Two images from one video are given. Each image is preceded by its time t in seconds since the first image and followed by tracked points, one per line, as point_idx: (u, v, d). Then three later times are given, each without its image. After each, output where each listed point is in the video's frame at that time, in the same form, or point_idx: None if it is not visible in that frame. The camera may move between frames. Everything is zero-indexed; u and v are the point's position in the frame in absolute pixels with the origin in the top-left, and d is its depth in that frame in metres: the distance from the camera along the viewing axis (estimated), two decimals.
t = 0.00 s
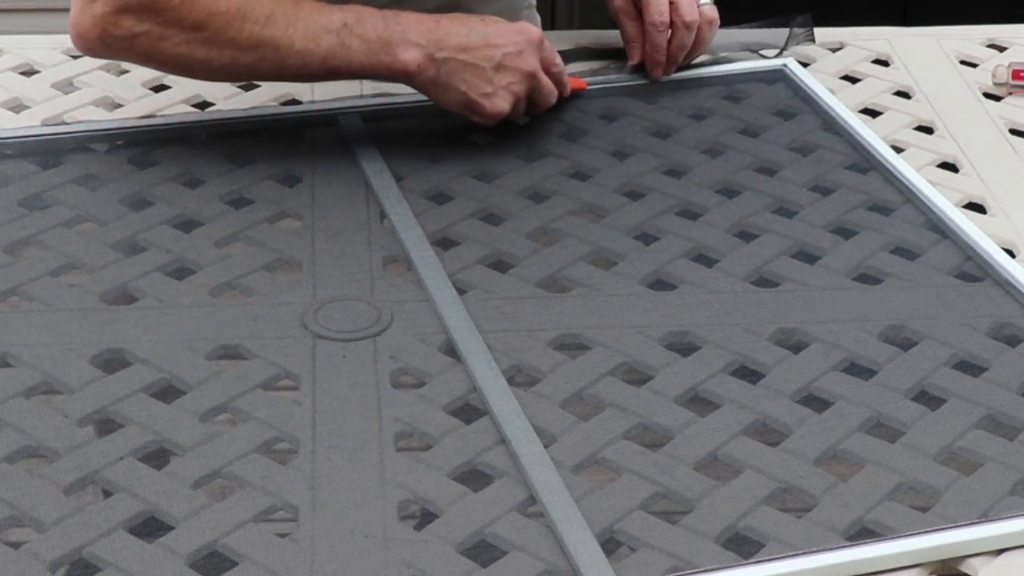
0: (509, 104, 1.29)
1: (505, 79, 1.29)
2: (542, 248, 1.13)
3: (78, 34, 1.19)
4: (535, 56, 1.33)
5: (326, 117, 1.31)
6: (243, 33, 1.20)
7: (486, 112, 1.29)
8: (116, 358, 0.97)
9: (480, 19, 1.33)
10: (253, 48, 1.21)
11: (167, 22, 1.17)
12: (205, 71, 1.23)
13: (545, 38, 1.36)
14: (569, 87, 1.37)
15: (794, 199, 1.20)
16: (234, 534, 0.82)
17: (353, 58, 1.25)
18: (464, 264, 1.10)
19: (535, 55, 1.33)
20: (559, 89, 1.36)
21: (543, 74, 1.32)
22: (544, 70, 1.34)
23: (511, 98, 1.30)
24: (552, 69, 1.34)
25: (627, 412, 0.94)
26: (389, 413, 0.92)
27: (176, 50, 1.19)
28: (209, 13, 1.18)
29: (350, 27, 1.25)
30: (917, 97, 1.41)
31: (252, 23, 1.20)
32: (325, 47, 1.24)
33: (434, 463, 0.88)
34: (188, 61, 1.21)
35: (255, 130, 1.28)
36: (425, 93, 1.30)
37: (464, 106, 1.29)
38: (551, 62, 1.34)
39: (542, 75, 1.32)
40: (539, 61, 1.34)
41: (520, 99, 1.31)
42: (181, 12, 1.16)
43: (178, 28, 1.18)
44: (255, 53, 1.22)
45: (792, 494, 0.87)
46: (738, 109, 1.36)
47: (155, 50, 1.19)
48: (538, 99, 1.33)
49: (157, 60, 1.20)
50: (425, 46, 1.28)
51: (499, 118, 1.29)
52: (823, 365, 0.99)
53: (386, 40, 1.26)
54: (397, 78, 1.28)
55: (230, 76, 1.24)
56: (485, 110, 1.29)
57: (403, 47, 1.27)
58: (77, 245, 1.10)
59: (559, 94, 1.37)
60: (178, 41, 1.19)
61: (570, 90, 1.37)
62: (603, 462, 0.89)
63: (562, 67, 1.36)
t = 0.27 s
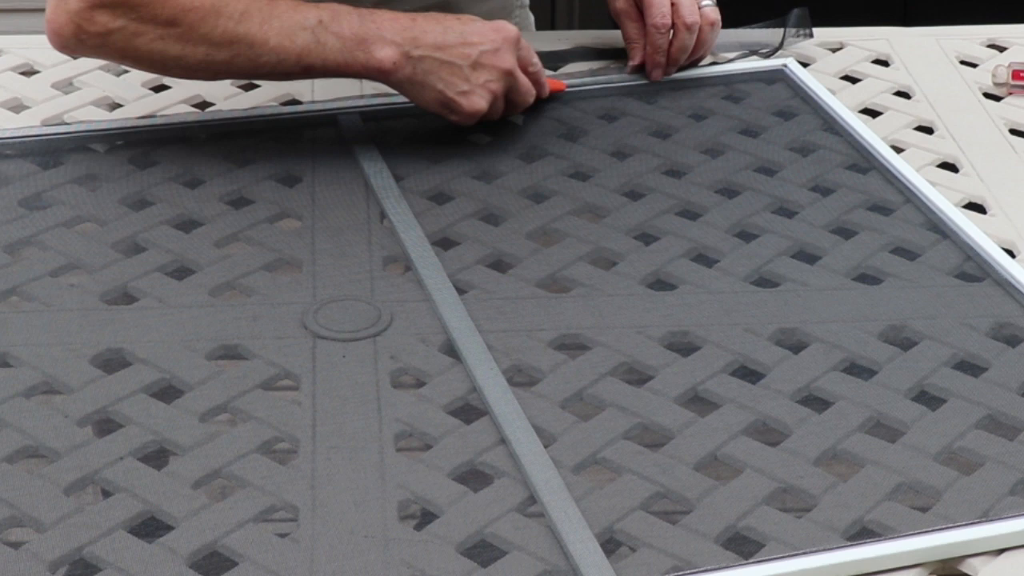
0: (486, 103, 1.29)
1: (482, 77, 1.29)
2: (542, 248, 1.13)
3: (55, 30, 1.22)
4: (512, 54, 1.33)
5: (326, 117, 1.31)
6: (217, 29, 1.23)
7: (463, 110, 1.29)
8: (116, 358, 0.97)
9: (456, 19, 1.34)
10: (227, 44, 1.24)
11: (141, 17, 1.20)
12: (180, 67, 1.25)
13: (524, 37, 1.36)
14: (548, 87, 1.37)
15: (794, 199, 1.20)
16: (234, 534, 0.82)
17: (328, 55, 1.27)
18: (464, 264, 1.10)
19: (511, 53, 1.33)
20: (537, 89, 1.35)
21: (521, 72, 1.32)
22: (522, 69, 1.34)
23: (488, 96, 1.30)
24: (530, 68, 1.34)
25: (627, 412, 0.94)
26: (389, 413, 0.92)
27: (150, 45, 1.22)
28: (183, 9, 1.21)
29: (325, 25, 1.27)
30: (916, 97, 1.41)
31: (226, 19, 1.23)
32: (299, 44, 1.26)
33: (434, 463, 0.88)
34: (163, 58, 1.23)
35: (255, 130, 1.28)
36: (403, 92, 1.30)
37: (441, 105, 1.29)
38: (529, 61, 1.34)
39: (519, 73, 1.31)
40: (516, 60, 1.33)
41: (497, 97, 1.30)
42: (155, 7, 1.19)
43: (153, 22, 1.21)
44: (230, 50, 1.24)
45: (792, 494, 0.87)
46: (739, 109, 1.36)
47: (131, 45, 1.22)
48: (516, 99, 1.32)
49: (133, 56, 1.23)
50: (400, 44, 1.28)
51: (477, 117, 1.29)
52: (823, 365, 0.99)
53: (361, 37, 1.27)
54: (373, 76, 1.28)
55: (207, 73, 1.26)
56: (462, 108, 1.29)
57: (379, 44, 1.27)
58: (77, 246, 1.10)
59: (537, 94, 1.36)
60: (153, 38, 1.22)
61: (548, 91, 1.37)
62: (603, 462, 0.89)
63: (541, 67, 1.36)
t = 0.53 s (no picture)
0: (461, 102, 1.29)
1: (457, 76, 1.29)
2: (542, 248, 1.13)
3: (31, 29, 1.25)
4: (489, 54, 1.33)
5: (326, 117, 1.31)
6: (189, 26, 1.24)
7: (438, 109, 1.29)
8: (116, 358, 0.97)
9: (433, 18, 1.34)
10: (200, 41, 1.25)
11: (115, 13, 1.22)
12: (156, 66, 1.27)
13: (500, 37, 1.36)
14: (526, 88, 1.36)
15: (794, 199, 1.20)
16: (234, 534, 0.82)
17: (301, 53, 1.27)
18: (464, 264, 1.10)
19: (487, 53, 1.33)
20: (514, 89, 1.35)
21: (496, 72, 1.32)
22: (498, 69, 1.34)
23: (463, 95, 1.29)
24: (507, 68, 1.33)
25: (627, 412, 0.94)
26: (389, 413, 0.92)
27: (124, 43, 1.24)
28: (155, 5, 1.23)
29: (299, 23, 1.27)
30: (916, 97, 1.41)
31: (199, 16, 1.25)
32: (272, 42, 1.26)
33: (434, 463, 0.88)
34: (138, 55, 1.25)
35: (254, 129, 1.28)
36: (378, 91, 1.30)
37: (416, 104, 1.29)
38: (505, 61, 1.34)
39: (494, 73, 1.31)
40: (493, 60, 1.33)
41: (472, 97, 1.30)
42: (127, 3, 1.22)
43: (125, 20, 1.23)
44: (203, 47, 1.25)
45: (792, 494, 0.87)
46: (739, 109, 1.36)
47: (105, 43, 1.24)
48: (491, 99, 1.32)
49: (108, 54, 1.25)
50: (375, 43, 1.28)
51: (451, 116, 1.29)
52: (823, 365, 0.99)
53: (336, 36, 1.27)
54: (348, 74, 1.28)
55: (182, 71, 1.28)
56: (437, 107, 1.28)
57: (353, 43, 1.28)
58: (77, 245, 1.09)
59: (515, 95, 1.35)
60: (127, 35, 1.24)
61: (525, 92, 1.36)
62: (603, 462, 0.89)
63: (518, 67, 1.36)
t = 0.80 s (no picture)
0: (424, 107, 1.28)
1: (421, 81, 1.28)
2: (542, 248, 1.13)
3: None
4: (454, 58, 1.31)
5: (326, 117, 1.31)
6: (151, 27, 1.21)
7: (401, 113, 1.27)
8: (116, 358, 0.97)
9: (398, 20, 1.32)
10: (162, 42, 1.22)
11: (74, 13, 1.19)
12: (117, 67, 1.24)
13: (465, 40, 1.34)
14: (492, 93, 1.35)
15: (794, 198, 1.20)
16: (234, 534, 0.82)
17: (264, 55, 1.25)
18: (463, 264, 1.10)
19: (453, 57, 1.31)
20: (478, 94, 1.34)
21: (460, 77, 1.30)
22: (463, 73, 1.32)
23: (427, 99, 1.28)
24: (471, 73, 1.32)
25: (627, 412, 0.94)
26: (389, 413, 0.92)
27: (84, 43, 1.21)
28: (116, 4, 1.19)
29: (261, 24, 1.25)
30: (916, 97, 1.41)
31: (161, 17, 1.21)
32: (235, 44, 1.24)
33: (434, 463, 0.88)
34: (98, 56, 1.22)
35: (254, 130, 1.28)
36: (340, 93, 1.28)
37: (378, 107, 1.27)
38: (471, 66, 1.32)
39: (458, 78, 1.30)
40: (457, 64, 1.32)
41: (435, 101, 1.29)
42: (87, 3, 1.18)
43: (86, 20, 1.19)
44: (165, 48, 1.22)
45: (792, 494, 0.87)
46: (738, 109, 1.36)
47: (65, 43, 1.21)
48: (454, 103, 1.31)
49: (68, 54, 1.22)
50: (338, 45, 1.26)
51: (415, 120, 1.28)
52: (823, 365, 0.99)
53: (298, 38, 1.25)
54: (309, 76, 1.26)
55: (144, 72, 1.25)
56: (400, 111, 1.27)
57: (316, 45, 1.25)
58: (77, 246, 1.09)
59: (479, 100, 1.34)
60: (87, 35, 1.21)
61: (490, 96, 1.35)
62: (603, 462, 0.89)
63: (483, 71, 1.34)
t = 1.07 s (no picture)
0: (373, 110, 1.27)
1: (369, 84, 1.26)
2: (542, 248, 1.13)
3: None
4: (403, 61, 1.29)
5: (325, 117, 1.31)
6: (94, 30, 1.19)
7: (349, 116, 1.26)
8: (116, 358, 0.97)
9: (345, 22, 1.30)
10: (105, 44, 1.19)
11: (16, 16, 1.17)
12: (65, 71, 1.22)
13: (416, 42, 1.32)
14: (446, 96, 1.33)
15: (794, 198, 1.20)
16: (234, 534, 0.82)
17: (209, 58, 1.22)
18: (463, 264, 1.10)
19: (401, 60, 1.29)
20: (432, 96, 1.32)
21: (411, 79, 1.29)
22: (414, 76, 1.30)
23: (375, 102, 1.27)
24: (423, 75, 1.30)
25: (627, 412, 0.94)
26: (389, 413, 0.92)
27: (31, 47, 1.19)
28: (57, 7, 1.17)
29: (206, 27, 1.22)
30: (916, 97, 1.41)
31: (103, 19, 1.19)
32: (179, 47, 1.21)
33: (433, 463, 0.88)
34: (45, 60, 1.20)
35: (253, 130, 1.28)
36: (289, 96, 1.27)
37: (327, 111, 1.26)
38: (422, 69, 1.30)
39: (409, 81, 1.28)
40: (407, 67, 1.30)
41: (385, 104, 1.28)
42: (27, 4, 1.16)
43: (29, 23, 1.17)
44: (109, 51, 1.20)
45: (792, 494, 0.87)
46: (738, 109, 1.36)
47: (12, 47, 1.19)
48: (407, 107, 1.29)
49: (15, 58, 1.20)
50: (284, 48, 1.24)
51: (364, 123, 1.27)
52: (824, 365, 0.99)
53: (243, 41, 1.23)
54: (255, 80, 1.24)
55: (90, 77, 1.22)
56: (348, 115, 1.26)
57: (261, 48, 1.23)
58: (77, 246, 1.09)
59: (433, 102, 1.32)
60: (32, 38, 1.18)
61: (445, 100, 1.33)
62: (603, 462, 0.89)
63: (437, 73, 1.32)
